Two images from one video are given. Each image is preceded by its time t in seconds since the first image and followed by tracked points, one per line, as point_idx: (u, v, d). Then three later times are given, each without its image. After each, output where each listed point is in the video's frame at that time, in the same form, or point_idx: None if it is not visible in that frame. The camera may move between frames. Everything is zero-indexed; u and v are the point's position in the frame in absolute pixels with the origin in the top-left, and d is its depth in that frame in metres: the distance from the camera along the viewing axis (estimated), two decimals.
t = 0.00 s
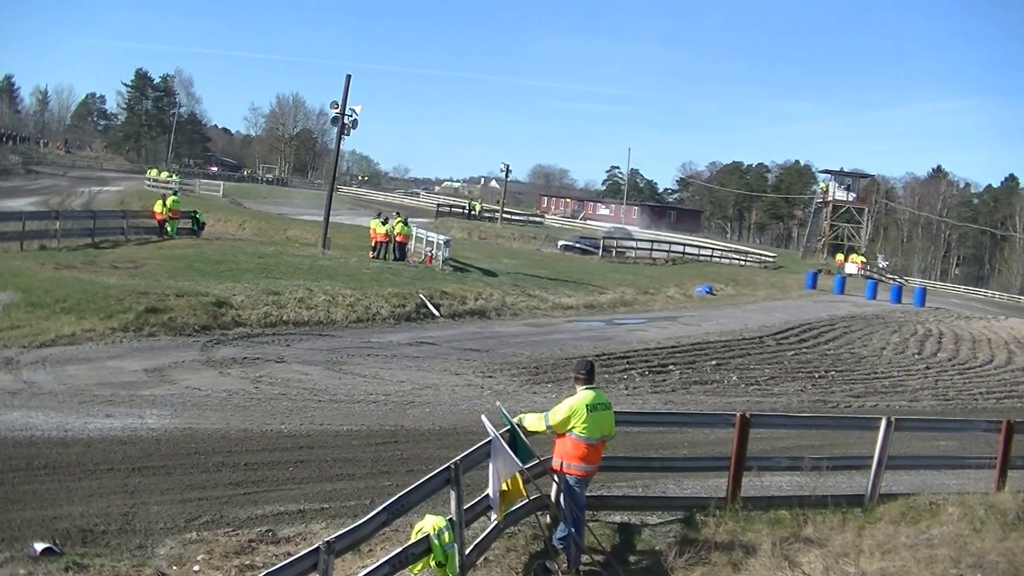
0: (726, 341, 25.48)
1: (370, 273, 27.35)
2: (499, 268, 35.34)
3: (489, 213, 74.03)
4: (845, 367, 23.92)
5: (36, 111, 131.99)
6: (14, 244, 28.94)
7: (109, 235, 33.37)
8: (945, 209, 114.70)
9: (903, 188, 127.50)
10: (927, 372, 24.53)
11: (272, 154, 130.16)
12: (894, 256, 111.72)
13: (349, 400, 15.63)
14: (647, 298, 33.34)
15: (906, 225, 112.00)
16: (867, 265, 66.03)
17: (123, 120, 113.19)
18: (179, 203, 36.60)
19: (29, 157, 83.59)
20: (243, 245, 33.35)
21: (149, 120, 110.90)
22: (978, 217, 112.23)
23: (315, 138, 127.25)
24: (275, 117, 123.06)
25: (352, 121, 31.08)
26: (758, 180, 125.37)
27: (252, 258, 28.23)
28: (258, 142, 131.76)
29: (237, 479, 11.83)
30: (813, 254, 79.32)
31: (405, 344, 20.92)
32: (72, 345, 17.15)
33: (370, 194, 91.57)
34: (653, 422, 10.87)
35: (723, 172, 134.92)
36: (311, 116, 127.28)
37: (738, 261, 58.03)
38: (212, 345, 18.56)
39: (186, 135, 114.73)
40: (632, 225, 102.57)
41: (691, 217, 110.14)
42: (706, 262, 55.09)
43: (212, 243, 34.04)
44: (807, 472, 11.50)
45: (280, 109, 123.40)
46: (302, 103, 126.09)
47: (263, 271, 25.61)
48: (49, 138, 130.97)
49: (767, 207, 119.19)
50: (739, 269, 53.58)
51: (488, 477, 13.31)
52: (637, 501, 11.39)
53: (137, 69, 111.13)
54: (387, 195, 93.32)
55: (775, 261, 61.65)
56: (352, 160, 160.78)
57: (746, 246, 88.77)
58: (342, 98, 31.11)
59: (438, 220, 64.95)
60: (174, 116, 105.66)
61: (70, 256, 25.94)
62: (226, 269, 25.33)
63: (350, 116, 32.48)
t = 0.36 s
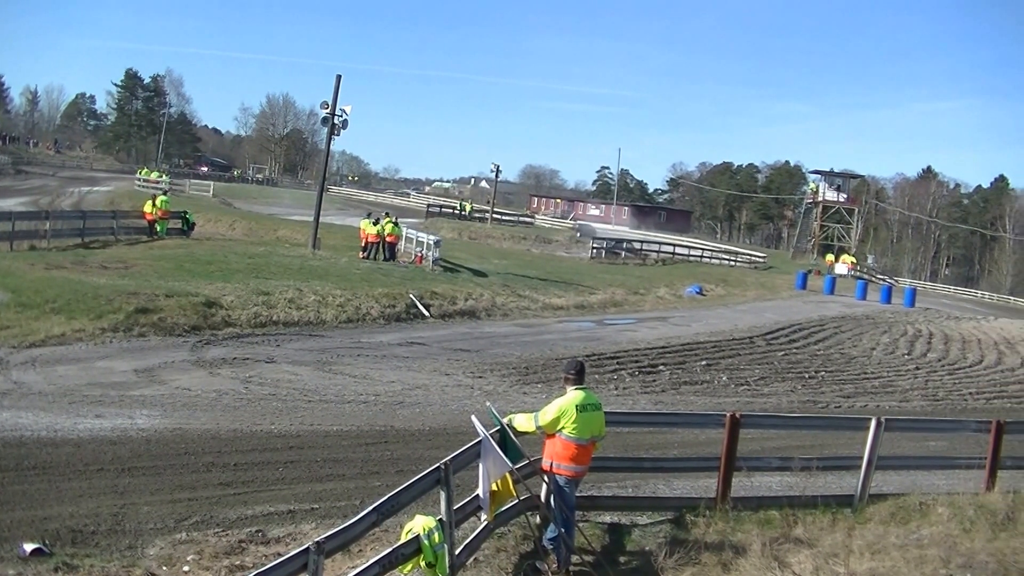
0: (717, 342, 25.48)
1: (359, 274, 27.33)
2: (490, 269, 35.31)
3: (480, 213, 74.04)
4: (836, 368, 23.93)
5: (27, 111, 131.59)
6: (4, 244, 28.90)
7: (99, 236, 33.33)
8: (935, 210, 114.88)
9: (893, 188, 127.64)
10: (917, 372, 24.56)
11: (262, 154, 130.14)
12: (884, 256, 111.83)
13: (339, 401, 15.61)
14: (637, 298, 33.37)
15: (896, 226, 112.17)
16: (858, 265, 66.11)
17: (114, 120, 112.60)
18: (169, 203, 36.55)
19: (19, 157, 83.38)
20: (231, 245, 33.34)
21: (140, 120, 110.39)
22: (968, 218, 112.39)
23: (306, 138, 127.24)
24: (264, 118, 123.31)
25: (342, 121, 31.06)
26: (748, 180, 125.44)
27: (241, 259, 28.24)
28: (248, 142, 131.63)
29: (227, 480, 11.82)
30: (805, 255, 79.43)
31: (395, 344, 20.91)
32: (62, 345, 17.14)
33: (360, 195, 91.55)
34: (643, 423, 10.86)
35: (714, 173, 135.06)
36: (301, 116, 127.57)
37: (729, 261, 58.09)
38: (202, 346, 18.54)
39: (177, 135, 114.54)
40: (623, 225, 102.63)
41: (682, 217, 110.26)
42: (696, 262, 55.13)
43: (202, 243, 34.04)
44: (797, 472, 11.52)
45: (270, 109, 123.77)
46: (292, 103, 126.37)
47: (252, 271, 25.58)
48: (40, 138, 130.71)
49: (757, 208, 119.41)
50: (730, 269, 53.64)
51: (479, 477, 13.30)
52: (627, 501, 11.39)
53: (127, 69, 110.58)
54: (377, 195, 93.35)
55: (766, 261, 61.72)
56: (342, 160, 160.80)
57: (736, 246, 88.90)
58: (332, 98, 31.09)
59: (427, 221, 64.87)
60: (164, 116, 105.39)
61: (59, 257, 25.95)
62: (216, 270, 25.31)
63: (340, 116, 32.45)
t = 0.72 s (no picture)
0: (708, 342, 25.50)
1: (349, 274, 27.32)
2: (480, 269, 35.30)
3: (469, 214, 73.98)
4: (826, 368, 23.96)
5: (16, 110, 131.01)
6: None
7: (88, 236, 33.28)
8: (925, 211, 115.03)
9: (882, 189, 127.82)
10: (907, 373, 24.59)
11: (252, 154, 129.93)
12: (874, 257, 112.02)
13: (329, 402, 15.60)
14: (627, 299, 33.40)
15: (886, 227, 112.35)
16: (848, 266, 66.21)
17: (103, 120, 111.93)
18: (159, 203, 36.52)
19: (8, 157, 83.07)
20: (219, 246, 33.29)
21: (130, 121, 109.66)
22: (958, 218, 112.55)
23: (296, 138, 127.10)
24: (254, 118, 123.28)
25: (332, 121, 31.03)
26: (739, 181, 125.51)
27: (230, 259, 28.23)
28: (239, 142, 131.37)
29: (217, 480, 11.82)
30: (794, 255, 79.57)
31: (385, 345, 20.90)
32: (53, 345, 17.11)
33: (349, 195, 91.46)
34: (634, 423, 10.85)
35: (705, 174, 135.19)
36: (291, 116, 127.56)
37: (718, 262, 58.16)
38: (192, 346, 18.52)
39: (167, 134, 114.20)
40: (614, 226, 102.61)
41: (672, 218, 110.30)
42: (687, 263, 55.16)
43: (192, 244, 34.00)
44: (787, 473, 11.54)
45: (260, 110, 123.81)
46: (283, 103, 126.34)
47: (241, 271, 25.55)
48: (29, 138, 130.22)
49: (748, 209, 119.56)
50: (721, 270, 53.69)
51: (469, 478, 13.30)
52: (617, 502, 11.39)
53: (117, 69, 109.91)
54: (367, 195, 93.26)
55: (756, 262, 61.79)
56: (332, 160, 160.77)
57: (725, 246, 88.94)
58: (323, 98, 31.08)
59: (417, 222, 64.77)
60: (155, 115, 105.05)
61: (49, 257, 25.92)
62: (205, 270, 25.28)
63: (330, 117, 32.42)
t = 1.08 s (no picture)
0: (697, 343, 25.51)
1: (339, 275, 27.28)
2: (470, 270, 35.27)
3: (460, 215, 73.89)
4: (815, 369, 24.00)
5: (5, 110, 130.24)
6: None
7: (77, 236, 33.20)
8: (915, 212, 115.18)
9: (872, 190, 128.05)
10: (896, 373, 24.63)
11: (242, 154, 129.59)
12: (864, 258, 112.20)
13: (318, 402, 15.58)
14: (618, 299, 33.41)
15: (876, 228, 112.53)
16: (838, 267, 66.23)
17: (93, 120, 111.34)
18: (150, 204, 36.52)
19: None
20: (209, 246, 33.22)
21: (120, 121, 109.00)
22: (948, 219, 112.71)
23: (287, 138, 126.79)
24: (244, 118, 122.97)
25: (322, 122, 30.99)
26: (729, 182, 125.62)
27: (220, 259, 28.21)
28: (229, 142, 131.01)
29: (206, 481, 11.80)
30: (784, 255, 79.71)
31: (375, 345, 20.88)
32: (42, 346, 17.08)
33: (339, 196, 91.36)
34: (625, 424, 10.84)
35: (695, 174, 135.27)
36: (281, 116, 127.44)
37: (708, 262, 58.23)
38: (182, 346, 18.50)
39: (158, 134, 113.67)
40: (604, 226, 102.56)
41: (661, 219, 110.31)
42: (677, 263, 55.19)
43: (182, 244, 33.93)
44: (776, 473, 11.57)
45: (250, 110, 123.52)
46: (273, 103, 126.13)
47: (231, 272, 25.51)
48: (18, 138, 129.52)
49: (738, 210, 119.67)
50: (711, 271, 53.70)
51: (459, 478, 13.30)
52: (607, 502, 11.39)
53: (107, 68, 109.16)
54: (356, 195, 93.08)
55: (746, 263, 61.80)
56: (322, 161, 160.64)
57: (715, 247, 88.96)
58: (312, 99, 31.06)
59: (407, 222, 64.62)
60: (145, 115, 104.59)
61: (39, 257, 25.89)
62: (195, 270, 25.22)
63: (321, 117, 32.38)
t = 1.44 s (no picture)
0: (687, 343, 25.52)
1: (329, 275, 27.24)
2: (460, 271, 35.23)
3: (450, 215, 73.81)
4: (805, 369, 24.03)
5: None
6: None
7: (66, 236, 33.09)
8: (905, 212, 115.37)
9: (862, 191, 128.29)
10: (886, 374, 24.67)
11: (232, 154, 129.27)
12: (855, 258, 112.33)
13: (308, 403, 15.56)
14: (609, 300, 33.41)
15: (866, 228, 112.71)
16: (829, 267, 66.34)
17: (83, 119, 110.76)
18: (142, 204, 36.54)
19: None
20: (198, 246, 33.14)
21: (110, 120, 108.35)
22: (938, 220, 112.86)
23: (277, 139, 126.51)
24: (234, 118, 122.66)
25: (312, 122, 30.94)
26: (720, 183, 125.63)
27: (210, 259, 28.15)
28: (220, 142, 130.68)
29: (197, 481, 11.78)
30: (774, 256, 79.81)
31: (365, 346, 20.86)
32: (32, 346, 17.05)
33: (328, 197, 91.12)
34: (615, 424, 10.83)
35: (685, 175, 135.37)
36: (272, 116, 127.30)
37: (699, 263, 58.27)
38: (172, 347, 18.47)
39: (148, 135, 113.11)
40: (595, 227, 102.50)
41: (651, 219, 110.24)
42: (668, 264, 55.20)
43: (172, 244, 33.84)
44: (766, 473, 11.59)
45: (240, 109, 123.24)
46: (264, 103, 125.93)
47: (221, 272, 25.47)
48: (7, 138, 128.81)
49: (728, 211, 119.74)
50: (703, 272, 53.73)
51: (449, 479, 13.29)
52: (597, 503, 11.38)
53: (96, 68, 108.40)
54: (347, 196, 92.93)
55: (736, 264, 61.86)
56: (313, 161, 160.49)
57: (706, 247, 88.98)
58: (303, 99, 31.02)
59: (397, 223, 64.42)
60: (135, 115, 104.19)
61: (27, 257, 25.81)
62: (184, 270, 25.17)
63: (311, 117, 32.30)
